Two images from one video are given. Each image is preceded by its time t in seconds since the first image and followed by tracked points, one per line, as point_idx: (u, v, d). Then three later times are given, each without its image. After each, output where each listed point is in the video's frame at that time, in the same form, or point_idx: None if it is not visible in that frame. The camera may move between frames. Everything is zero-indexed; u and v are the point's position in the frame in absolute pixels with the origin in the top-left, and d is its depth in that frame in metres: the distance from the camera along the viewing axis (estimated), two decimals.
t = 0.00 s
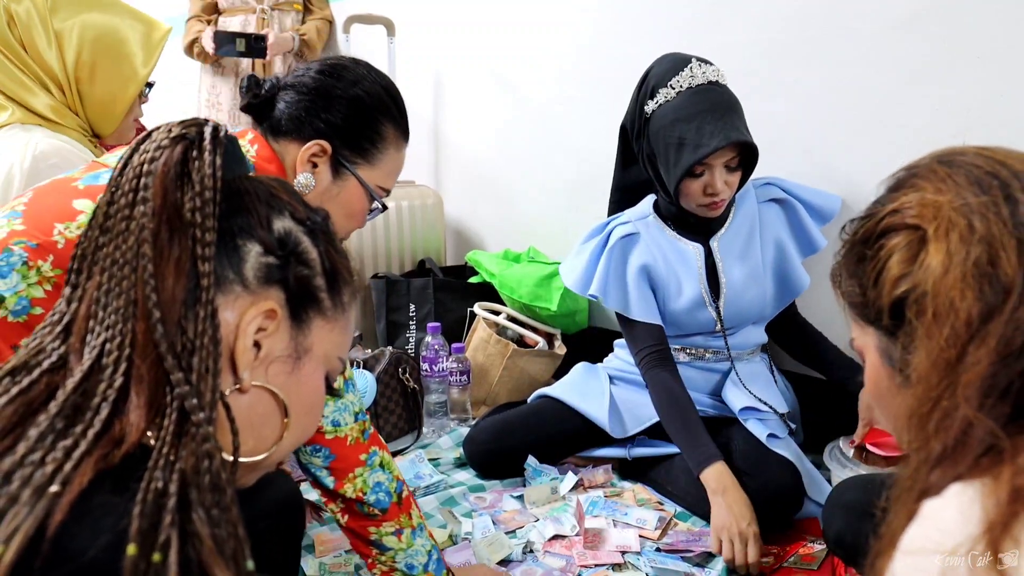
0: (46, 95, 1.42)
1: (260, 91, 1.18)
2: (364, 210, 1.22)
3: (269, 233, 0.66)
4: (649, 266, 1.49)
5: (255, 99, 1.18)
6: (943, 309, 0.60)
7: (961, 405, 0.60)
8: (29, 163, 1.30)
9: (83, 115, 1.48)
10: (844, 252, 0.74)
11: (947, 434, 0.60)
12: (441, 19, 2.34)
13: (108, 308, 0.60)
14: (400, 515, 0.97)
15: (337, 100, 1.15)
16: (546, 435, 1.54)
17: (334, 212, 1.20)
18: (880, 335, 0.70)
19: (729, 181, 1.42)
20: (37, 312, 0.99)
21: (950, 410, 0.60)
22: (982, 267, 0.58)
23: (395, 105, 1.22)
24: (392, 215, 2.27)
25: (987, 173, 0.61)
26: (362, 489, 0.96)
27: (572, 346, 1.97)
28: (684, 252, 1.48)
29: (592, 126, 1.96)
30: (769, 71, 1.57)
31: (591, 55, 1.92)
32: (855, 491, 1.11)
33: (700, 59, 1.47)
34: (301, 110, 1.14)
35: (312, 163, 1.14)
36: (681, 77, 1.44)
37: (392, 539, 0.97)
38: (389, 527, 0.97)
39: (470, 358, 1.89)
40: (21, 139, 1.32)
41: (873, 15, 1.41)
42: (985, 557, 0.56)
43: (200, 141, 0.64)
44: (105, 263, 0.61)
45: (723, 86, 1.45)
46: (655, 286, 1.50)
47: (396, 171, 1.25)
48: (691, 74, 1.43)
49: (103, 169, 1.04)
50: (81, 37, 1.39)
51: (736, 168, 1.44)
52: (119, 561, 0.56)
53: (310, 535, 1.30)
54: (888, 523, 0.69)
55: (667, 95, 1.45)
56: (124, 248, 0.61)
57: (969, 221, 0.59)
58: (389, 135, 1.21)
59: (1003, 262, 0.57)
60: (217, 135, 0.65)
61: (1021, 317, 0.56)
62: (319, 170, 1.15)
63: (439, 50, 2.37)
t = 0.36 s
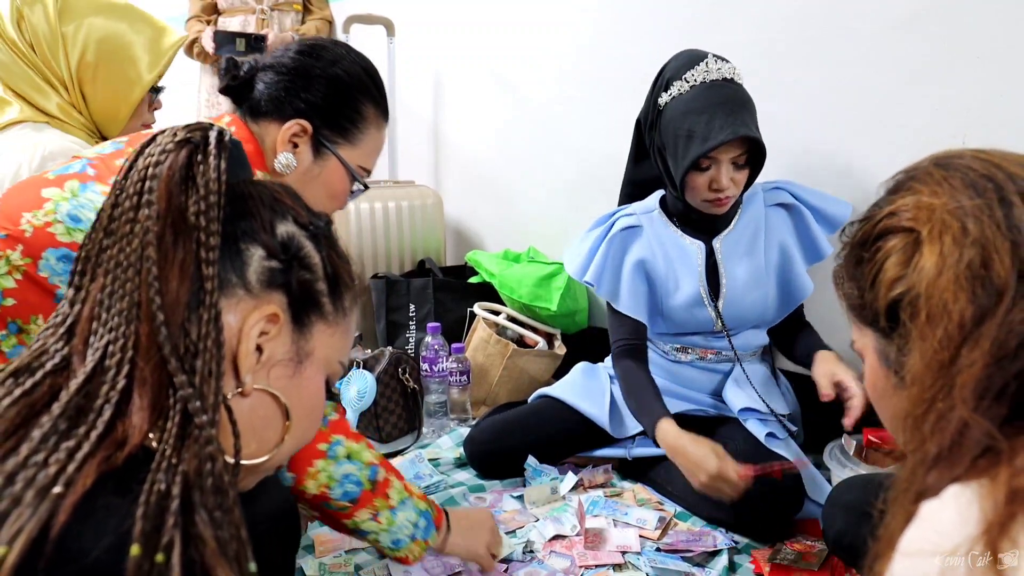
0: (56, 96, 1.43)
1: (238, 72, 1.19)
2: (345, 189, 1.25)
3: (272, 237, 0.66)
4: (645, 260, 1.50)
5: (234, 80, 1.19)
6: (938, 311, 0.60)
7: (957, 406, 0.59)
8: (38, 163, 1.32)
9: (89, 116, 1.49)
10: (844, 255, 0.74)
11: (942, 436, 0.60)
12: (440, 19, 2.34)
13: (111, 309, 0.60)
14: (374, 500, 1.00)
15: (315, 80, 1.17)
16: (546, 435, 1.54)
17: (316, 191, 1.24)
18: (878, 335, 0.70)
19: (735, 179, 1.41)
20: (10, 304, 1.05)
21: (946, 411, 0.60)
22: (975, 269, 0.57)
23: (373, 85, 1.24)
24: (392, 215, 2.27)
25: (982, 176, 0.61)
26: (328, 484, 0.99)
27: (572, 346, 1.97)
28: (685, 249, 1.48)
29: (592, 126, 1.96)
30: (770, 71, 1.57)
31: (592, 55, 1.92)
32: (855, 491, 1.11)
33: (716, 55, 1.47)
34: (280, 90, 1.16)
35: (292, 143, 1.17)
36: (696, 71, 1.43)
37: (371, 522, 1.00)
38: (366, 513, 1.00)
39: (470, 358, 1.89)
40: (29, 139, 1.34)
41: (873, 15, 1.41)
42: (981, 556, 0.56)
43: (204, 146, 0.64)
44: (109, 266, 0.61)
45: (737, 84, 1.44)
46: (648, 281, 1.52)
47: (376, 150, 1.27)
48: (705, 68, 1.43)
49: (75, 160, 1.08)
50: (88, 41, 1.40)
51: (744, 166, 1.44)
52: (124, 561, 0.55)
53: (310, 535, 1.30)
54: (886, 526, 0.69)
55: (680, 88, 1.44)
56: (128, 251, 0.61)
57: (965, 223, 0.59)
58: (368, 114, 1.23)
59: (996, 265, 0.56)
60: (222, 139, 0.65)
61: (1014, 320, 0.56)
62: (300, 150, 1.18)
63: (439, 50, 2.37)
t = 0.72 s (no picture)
0: (59, 99, 1.44)
1: (188, 36, 1.17)
2: (302, 152, 1.27)
3: (270, 237, 0.66)
4: (627, 252, 1.55)
5: (183, 44, 1.17)
6: (917, 317, 0.62)
7: (941, 411, 0.60)
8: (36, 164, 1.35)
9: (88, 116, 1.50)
10: (838, 262, 0.76)
11: (932, 439, 0.61)
12: (440, 19, 2.34)
13: (110, 311, 0.60)
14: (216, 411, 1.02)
15: (266, 41, 1.16)
16: (546, 435, 1.54)
17: (271, 156, 1.25)
18: (870, 343, 0.72)
19: (719, 171, 1.42)
20: None
21: (930, 416, 0.62)
22: (951, 277, 0.59)
23: (327, 46, 1.24)
24: (392, 215, 2.27)
25: (961, 184, 0.61)
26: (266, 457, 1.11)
27: (572, 346, 1.97)
28: (671, 241, 1.52)
29: (592, 125, 1.96)
30: (770, 72, 1.57)
31: (592, 55, 1.92)
32: (855, 490, 1.11)
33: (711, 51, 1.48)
34: (231, 53, 1.15)
35: (244, 107, 1.17)
36: (689, 66, 1.45)
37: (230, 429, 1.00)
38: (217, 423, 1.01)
39: (470, 358, 1.89)
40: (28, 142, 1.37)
41: (873, 15, 1.41)
42: (977, 556, 0.55)
43: (202, 146, 0.64)
44: (108, 267, 0.61)
45: (731, 79, 1.45)
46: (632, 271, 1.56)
47: (333, 114, 1.29)
48: (700, 62, 1.44)
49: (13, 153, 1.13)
50: (92, 45, 1.40)
51: (731, 159, 1.44)
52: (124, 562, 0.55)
53: (310, 535, 1.31)
54: (877, 530, 0.69)
55: (674, 82, 1.47)
56: (127, 251, 0.61)
57: (941, 232, 0.60)
58: (323, 77, 1.24)
59: (971, 272, 0.58)
60: (220, 140, 0.65)
61: (989, 325, 0.57)
62: (252, 114, 1.19)
63: (439, 50, 2.37)
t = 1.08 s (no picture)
0: (55, 100, 1.44)
1: (174, 25, 1.18)
2: (290, 143, 1.27)
3: (271, 238, 0.66)
4: (622, 250, 1.55)
5: (169, 34, 1.18)
6: (912, 317, 0.62)
7: (936, 411, 0.60)
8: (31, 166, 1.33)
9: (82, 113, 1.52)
10: (837, 263, 0.76)
11: (926, 439, 0.61)
12: (440, 19, 2.34)
13: (112, 311, 0.60)
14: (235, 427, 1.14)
15: (252, 30, 1.16)
16: (546, 434, 1.54)
17: (258, 146, 1.25)
18: (867, 343, 0.72)
19: (704, 168, 1.43)
20: None
21: (926, 417, 0.62)
22: (947, 277, 0.59)
23: (315, 36, 1.23)
24: (392, 214, 2.27)
25: (959, 185, 0.61)
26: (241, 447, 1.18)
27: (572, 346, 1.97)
28: (666, 236, 1.51)
29: (592, 125, 1.96)
30: (770, 71, 1.57)
31: (592, 55, 1.92)
32: (854, 490, 1.11)
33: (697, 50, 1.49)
34: (217, 42, 1.15)
35: (229, 96, 1.18)
36: (675, 66, 1.46)
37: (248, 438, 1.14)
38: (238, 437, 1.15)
39: (470, 358, 1.89)
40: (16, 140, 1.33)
41: (873, 14, 1.41)
42: (974, 557, 0.55)
43: (203, 146, 0.65)
44: (109, 267, 0.61)
45: (718, 77, 1.45)
46: (628, 269, 1.56)
47: (322, 105, 1.28)
48: (684, 62, 1.45)
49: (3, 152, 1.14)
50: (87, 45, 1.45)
51: (718, 157, 1.44)
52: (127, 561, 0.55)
53: (310, 535, 1.31)
54: (873, 532, 0.70)
55: (661, 82, 1.48)
56: (128, 252, 0.61)
57: (937, 233, 0.60)
58: (311, 66, 1.23)
59: (966, 273, 0.58)
60: (221, 140, 0.65)
61: (985, 325, 0.57)
62: (238, 104, 1.19)
63: (439, 50, 2.37)
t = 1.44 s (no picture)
0: (56, 99, 1.44)
1: (200, 46, 1.17)
2: (314, 162, 1.27)
3: (273, 238, 0.66)
4: (623, 249, 1.55)
5: (195, 55, 1.17)
6: (910, 318, 0.63)
7: (934, 411, 0.61)
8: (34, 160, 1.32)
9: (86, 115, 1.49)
10: (844, 263, 0.76)
11: (926, 440, 0.61)
12: (440, 19, 2.34)
13: (114, 311, 0.60)
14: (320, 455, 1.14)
15: (278, 52, 1.16)
16: (546, 434, 1.54)
17: (282, 166, 1.25)
18: (871, 342, 0.72)
19: (704, 170, 1.42)
20: None
21: (926, 417, 0.62)
22: (945, 280, 0.60)
23: (339, 56, 1.24)
24: (392, 214, 2.27)
25: (961, 187, 0.61)
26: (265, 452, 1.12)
27: (572, 346, 1.97)
28: (667, 236, 1.51)
29: (592, 125, 1.96)
30: (770, 71, 1.57)
31: (591, 55, 1.92)
32: (855, 490, 1.11)
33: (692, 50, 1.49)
34: (243, 64, 1.15)
35: (255, 117, 1.18)
36: (672, 67, 1.46)
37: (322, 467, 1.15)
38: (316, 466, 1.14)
39: (470, 357, 1.89)
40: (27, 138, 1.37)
41: (873, 14, 1.41)
42: (974, 557, 0.55)
43: (205, 147, 0.65)
44: (111, 268, 0.61)
45: (716, 78, 1.45)
46: (629, 269, 1.56)
47: (345, 124, 1.29)
48: (681, 64, 1.45)
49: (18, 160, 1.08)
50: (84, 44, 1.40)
51: (717, 158, 1.43)
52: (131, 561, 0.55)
53: (310, 535, 1.31)
54: (873, 533, 0.70)
55: (658, 83, 1.48)
56: (130, 252, 0.61)
57: (937, 235, 0.61)
58: (334, 86, 1.23)
59: (964, 276, 0.58)
60: (223, 141, 0.65)
61: (982, 327, 0.58)
62: (263, 124, 1.19)
63: (439, 50, 2.37)
